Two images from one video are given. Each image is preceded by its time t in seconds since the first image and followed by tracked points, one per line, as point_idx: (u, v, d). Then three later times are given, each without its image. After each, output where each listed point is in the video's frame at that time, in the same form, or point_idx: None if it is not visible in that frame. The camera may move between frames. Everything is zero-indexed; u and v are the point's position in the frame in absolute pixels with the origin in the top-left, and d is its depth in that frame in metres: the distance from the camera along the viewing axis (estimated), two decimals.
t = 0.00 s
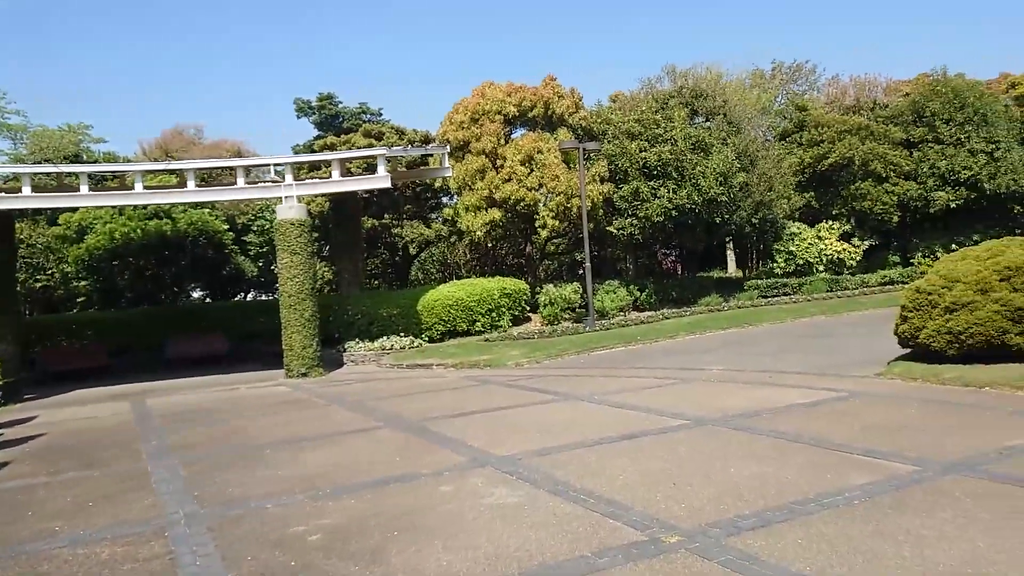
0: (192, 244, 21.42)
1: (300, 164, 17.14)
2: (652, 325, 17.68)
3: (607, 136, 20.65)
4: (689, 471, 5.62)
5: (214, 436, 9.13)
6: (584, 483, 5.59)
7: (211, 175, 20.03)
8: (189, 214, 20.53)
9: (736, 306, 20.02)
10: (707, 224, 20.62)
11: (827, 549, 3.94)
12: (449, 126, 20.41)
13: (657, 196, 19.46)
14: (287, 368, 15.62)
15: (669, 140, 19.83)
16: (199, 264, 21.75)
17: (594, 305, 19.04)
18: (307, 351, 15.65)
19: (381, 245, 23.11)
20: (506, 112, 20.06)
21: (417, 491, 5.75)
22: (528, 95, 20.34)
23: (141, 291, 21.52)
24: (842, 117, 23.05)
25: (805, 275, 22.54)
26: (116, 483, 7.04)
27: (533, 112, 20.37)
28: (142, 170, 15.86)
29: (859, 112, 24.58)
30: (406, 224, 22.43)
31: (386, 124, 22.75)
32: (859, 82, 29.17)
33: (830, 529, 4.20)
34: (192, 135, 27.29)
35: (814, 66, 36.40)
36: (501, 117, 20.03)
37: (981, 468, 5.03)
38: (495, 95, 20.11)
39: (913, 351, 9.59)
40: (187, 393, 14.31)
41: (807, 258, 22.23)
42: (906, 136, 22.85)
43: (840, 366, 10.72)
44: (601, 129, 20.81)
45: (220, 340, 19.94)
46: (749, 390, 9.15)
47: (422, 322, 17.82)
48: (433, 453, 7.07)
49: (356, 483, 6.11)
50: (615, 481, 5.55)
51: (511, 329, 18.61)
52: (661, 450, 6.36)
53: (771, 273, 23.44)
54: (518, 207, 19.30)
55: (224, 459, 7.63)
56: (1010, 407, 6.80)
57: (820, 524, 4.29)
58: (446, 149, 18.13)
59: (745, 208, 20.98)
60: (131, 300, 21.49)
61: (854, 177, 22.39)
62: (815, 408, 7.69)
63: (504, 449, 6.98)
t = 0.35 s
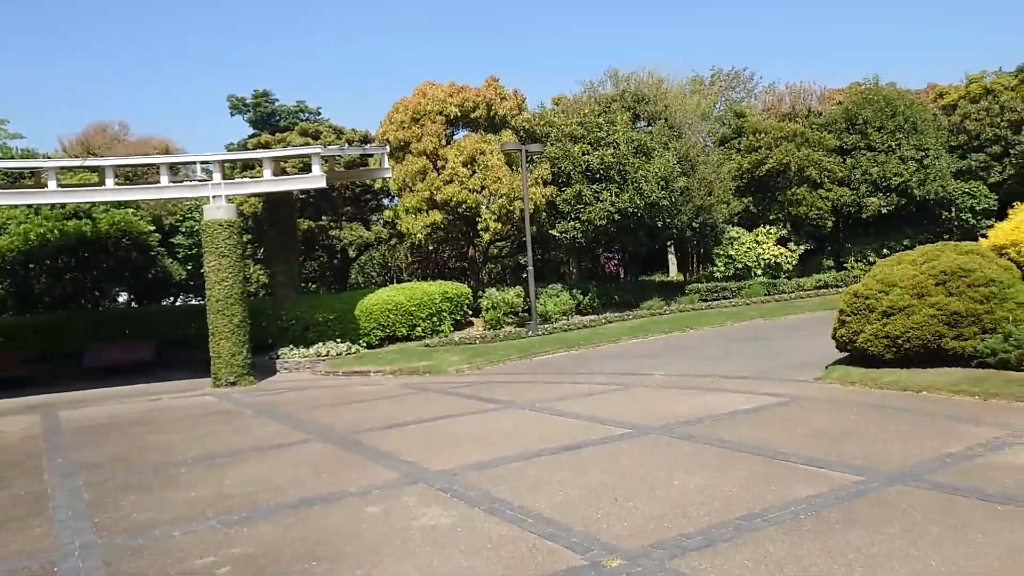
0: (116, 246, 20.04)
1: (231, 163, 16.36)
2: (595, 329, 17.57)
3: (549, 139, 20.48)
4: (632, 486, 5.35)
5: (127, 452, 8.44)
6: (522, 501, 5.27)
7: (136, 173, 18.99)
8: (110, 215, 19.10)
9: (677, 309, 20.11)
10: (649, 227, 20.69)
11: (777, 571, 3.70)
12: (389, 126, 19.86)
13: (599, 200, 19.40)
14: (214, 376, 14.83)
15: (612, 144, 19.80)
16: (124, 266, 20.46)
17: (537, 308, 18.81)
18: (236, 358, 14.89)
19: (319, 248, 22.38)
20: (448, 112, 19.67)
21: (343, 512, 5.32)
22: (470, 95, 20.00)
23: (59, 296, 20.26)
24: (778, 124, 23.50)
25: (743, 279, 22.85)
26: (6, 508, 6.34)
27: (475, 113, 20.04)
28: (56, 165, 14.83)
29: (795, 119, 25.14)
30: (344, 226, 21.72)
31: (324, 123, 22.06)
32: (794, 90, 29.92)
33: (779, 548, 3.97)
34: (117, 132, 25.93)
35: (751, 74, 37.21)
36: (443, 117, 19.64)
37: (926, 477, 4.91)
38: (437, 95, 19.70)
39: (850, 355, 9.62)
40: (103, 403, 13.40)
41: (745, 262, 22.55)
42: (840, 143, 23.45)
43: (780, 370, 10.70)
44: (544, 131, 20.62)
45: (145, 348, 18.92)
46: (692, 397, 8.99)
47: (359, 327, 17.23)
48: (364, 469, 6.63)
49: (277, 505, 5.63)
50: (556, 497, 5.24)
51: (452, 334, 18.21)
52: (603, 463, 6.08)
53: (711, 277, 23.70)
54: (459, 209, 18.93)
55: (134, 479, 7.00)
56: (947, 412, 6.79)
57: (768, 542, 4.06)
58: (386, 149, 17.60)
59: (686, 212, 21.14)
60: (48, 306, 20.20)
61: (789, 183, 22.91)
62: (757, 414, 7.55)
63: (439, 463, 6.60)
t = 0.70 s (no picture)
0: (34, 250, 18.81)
1: (159, 162, 15.51)
2: (539, 336, 17.35)
3: (494, 144, 20.23)
4: (579, 503, 5.08)
5: (33, 472, 7.73)
6: (462, 522, 4.93)
7: (57, 171, 17.85)
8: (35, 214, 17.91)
9: (621, 317, 20.07)
10: (593, 234, 20.63)
11: None
12: (329, 127, 19.28)
13: (544, 207, 19.23)
14: (136, 387, 13.96)
15: (557, 150, 19.68)
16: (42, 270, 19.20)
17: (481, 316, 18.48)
18: (160, 367, 14.06)
19: (254, 252, 21.46)
20: (390, 114, 19.20)
21: (267, 539, 4.87)
22: (413, 98, 19.57)
23: None
24: (719, 134, 23.85)
25: (685, 286, 23.04)
26: None
27: (418, 116, 19.61)
28: None
29: (735, 130, 25.59)
30: (282, 230, 20.88)
31: (261, 122, 21.27)
32: (734, 102, 30.53)
33: (734, 569, 3.76)
34: (37, 128, 24.51)
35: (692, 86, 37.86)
36: (386, 120, 19.16)
37: (878, 490, 4.79)
38: (380, 96, 19.22)
39: (793, 363, 9.62)
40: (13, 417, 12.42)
41: (687, 270, 22.75)
42: (778, 154, 23.95)
43: (725, 378, 10.65)
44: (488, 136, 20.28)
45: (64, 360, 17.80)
46: (638, 406, 8.81)
47: (295, 335, 16.54)
48: (294, 489, 6.17)
49: (194, 532, 5.14)
50: (498, 517, 4.92)
51: (393, 341, 17.70)
52: (549, 478, 5.79)
53: (654, 284, 23.83)
54: (401, 214, 18.46)
55: (38, 502, 6.37)
56: (892, 421, 6.77)
57: (722, 565, 3.84)
58: (325, 150, 17.01)
59: (630, 220, 21.18)
60: None
61: (730, 193, 23.30)
62: (704, 424, 7.40)
63: (375, 480, 6.21)
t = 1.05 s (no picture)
0: None
1: (55, 155, 14.34)
2: (465, 341, 17.01)
3: (420, 144, 19.80)
4: (507, 521, 4.80)
5: None
6: (382, 546, 4.57)
7: None
8: None
9: (548, 320, 19.97)
10: (520, 237, 20.47)
11: None
12: (245, 122, 18.46)
13: (471, 209, 18.92)
14: (26, 399, 12.83)
15: (484, 152, 19.42)
16: None
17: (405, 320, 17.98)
18: (54, 378, 12.97)
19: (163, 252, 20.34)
20: (311, 111, 18.48)
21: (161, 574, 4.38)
22: (335, 95, 18.90)
23: None
24: (644, 139, 24.15)
25: (611, 289, 23.18)
26: None
27: (341, 114, 18.96)
28: None
29: (659, 135, 26.00)
30: (193, 229, 19.90)
31: (171, 116, 20.11)
32: (657, 108, 31.08)
33: None
34: None
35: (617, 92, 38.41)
36: (306, 116, 18.42)
37: (808, 499, 4.72)
38: (300, 92, 18.48)
39: (719, 367, 9.66)
40: None
41: (613, 274, 22.88)
42: (699, 160, 24.46)
43: (652, 382, 10.61)
44: (413, 135, 19.79)
45: None
46: (566, 413, 8.63)
47: (207, 341, 15.63)
48: (196, 513, 5.65)
49: (77, 567, 4.58)
50: (421, 540, 4.59)
51: (313, 347, 16.99)
52: (475, 493, 5.50)
53: (580, 288, 23.87)
54: (322, 214, 17.77)
55: None
56: (816, 425, 6.80)
57: None
58: (241, 147, 16.15)
59: (556, 224, 21.15)
60: None
61: (654, 197, 23.62)
62: (633, 431, 7.27)
63: (287, 500, 5.75)
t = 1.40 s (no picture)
0: None
1: None
2: (385, 347, 16.47)
3: (338, 144, 19.15)
4: (424, 545, 4.46)
5: None
6: None
7: None
8: None
9: (470, 326, 19.64)
10: (442, 242, 20.09)
11: None
12: (148, 117, 17.37)
13: (391, 212, 18.39)
14: None
15: (405, 154, 18.96)
16: None
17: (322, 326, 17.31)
18: None
19: (56, 255, 18.82)
20: (221, 107, 17.55)
21: None
22: (247, 90, 18.02)
23: None
24: (566, 145, 24.22)
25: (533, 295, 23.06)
26: None
27: (253, 110, 18.09)
28: None
29: (581, 142, 26.18)
30: (90, 229, 18.40)
31: (66, 108, 18.69)
32: (579, 115, 31.34)
33: None
34: None
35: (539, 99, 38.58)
36: (215, 112, 17.46)
37: (735, 509, 4.60)
38: (209, 86, 17.53)
39: (641, 373, 9.60)
40: None
41: (535, 279, 22.80)
42: (620, 167, 24.76)
43: (575, 389, 10.46)
44: (331, 136, 19.10)
45: None
46: (488, 422, 8.34)
47: (102, 350, 14.51)
48: (74, 544, 5.04)
49: None
50: (330, 568, 4.20)
51: (221, 356, 16.07)
52: (390, 513, 5.14)
53: (503, 294, 23.66)
54: (232, 215, 16.86)
55: None
56: (738, 431, 6.77)
57: None
58: (143, 142, 15.09)
59: (478, 229, 20.89)
60: None
61: (576, 204, 23.71)
62: (556, 441, 7.05)
63: (181, 526, 5.22)
